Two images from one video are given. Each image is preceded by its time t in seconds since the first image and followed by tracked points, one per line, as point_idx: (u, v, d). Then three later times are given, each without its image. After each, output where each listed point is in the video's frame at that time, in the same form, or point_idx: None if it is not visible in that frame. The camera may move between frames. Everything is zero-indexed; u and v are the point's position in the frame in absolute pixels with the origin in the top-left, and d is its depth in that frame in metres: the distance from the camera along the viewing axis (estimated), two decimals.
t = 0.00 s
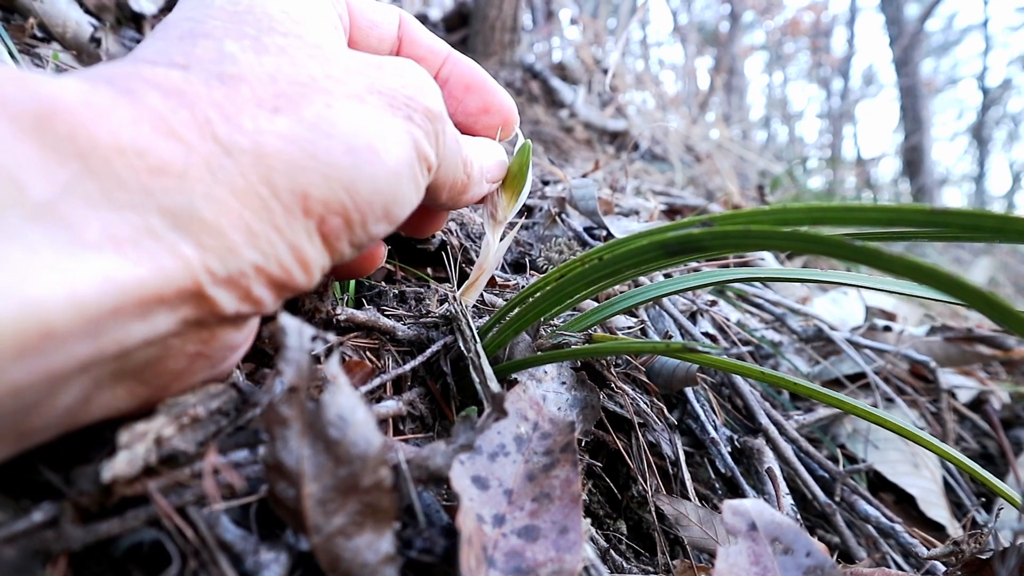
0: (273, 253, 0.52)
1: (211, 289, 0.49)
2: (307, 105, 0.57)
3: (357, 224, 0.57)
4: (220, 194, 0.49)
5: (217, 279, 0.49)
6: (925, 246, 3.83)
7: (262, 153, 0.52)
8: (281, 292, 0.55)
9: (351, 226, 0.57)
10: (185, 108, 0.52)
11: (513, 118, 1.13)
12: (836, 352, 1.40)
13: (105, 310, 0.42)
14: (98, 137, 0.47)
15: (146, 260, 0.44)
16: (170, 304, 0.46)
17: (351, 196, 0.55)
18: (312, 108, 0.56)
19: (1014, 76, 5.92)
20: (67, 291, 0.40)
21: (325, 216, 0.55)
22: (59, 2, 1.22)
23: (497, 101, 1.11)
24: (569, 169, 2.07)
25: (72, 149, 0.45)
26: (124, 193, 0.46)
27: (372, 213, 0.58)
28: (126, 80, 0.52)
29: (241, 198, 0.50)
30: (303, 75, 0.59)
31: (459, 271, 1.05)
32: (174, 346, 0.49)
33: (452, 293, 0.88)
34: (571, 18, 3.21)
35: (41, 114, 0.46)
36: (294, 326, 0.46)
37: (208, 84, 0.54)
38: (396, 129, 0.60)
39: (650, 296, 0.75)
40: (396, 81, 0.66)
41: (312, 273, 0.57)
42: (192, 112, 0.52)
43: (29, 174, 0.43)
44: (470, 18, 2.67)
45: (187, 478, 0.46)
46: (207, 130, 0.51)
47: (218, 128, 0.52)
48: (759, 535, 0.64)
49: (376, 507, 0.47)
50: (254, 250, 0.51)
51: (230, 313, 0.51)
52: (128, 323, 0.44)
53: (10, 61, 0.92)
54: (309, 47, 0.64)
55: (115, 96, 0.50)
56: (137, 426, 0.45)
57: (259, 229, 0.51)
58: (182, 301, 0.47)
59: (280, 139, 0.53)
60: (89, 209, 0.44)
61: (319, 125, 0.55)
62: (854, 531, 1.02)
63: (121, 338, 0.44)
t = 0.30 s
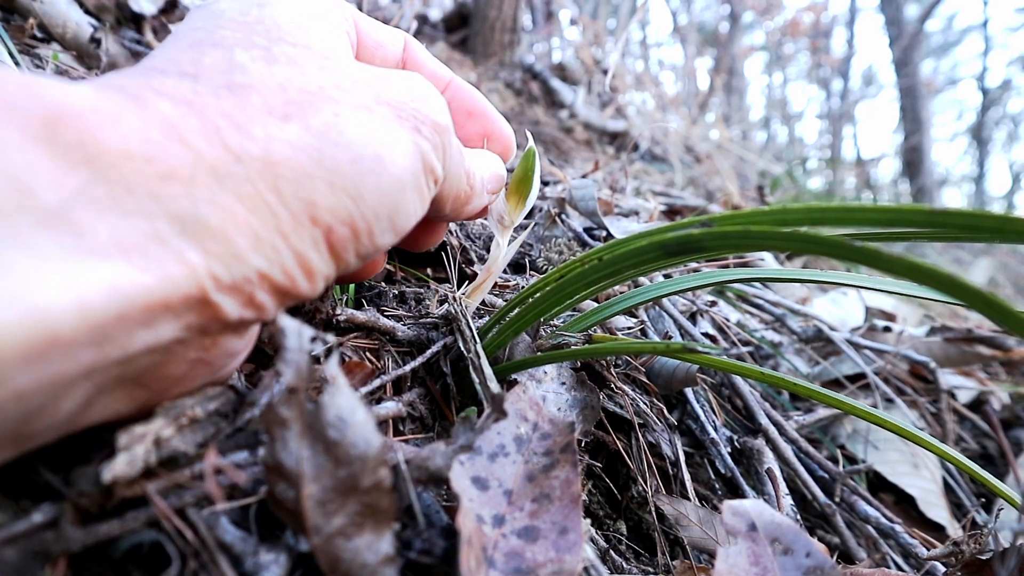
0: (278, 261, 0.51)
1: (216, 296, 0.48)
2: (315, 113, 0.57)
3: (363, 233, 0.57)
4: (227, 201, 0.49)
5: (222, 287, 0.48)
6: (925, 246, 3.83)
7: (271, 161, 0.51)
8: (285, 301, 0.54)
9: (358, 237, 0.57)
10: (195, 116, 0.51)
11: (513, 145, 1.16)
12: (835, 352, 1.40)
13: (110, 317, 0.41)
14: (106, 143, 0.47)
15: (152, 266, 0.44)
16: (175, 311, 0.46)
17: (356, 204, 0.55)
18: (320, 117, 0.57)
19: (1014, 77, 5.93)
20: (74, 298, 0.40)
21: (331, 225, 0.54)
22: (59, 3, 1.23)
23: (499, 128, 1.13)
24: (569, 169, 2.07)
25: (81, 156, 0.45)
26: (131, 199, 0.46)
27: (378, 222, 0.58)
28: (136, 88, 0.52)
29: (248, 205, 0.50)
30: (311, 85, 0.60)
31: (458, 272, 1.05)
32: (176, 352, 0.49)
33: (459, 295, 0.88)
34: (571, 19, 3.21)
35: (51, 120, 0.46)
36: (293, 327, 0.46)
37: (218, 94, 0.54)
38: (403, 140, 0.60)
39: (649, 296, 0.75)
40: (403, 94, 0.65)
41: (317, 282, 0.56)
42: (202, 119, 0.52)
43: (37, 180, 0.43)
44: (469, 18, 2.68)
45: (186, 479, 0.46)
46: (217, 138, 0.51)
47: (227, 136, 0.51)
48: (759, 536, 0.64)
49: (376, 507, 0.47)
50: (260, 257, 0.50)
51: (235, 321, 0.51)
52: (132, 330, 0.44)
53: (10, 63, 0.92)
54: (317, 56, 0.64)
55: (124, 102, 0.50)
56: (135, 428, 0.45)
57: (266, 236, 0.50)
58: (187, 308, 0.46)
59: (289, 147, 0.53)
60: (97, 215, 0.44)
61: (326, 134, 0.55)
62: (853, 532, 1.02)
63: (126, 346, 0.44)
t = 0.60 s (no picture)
0: (281, 268, 0.51)
1: (218, 303, 0.48)
2: (322, 117, 0.56)
3: (366, 240, 0.56)
4: (231, 208, 0.49)
5: (224, 294, 0.48)
6: (925, 246, 3.83)
7: (276, 168, 0.51)
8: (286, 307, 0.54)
9: (362, 244, 0.56)
10: (202, 122, 0.51)
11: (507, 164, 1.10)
12: (835, 353, 1.40)
13: (114, 324, 0.41)
14: (113, 149, 0.46)
15: (155, 274, 0.44)
16: (177, 318, 0.46)
17: (359, 211, 0.55)
18: (327, 123, 0.56)
19: (1013, 77, 5.94)
20: (78, 306, 0.40)
21: (335, 232, 0.54)
22: (59, 3, 1.23)
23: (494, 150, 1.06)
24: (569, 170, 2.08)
25: (88, 161, 0.45)
26: (138, 206, 0.45)
27: (382, 228, 0.57)
28: (142, 94, 0.51)
29: (251, 211, 0.49)
30: (319, 90, 0.59)
31: (458, 272, 1.05)
32: (176, 357, 0.49)
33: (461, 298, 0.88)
34: (571, 19, 3.21)
35: (59, 125, 0.45)
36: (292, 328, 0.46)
37: (224, 101, 0.53)
38: (410, 144, 0.60)
39: (649, 296, 0.75)
40: (410, 98, 0.65)
41: (319, 288, 0.55)
42: (209, 125, 0.51)
43: (44, 187, 0.43)
44: (469, 19, 2.68)
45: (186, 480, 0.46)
46: (223, 144, 0.50)
47: (233, 143, 0.51)
48: (759, 536, 0.64)
49: (376, 508, 0.47)
50: (262, 264, 0.50)
51: (236, 326, 0.51)
52: (134, 337, 0.44)
53: (11, 64, 0.92)
54: (325, 62, 0.63)
55: (132, 107, 0.49)
56: (132, 430, 0.45)
57: (269, 243, 0.50)
58: (189, 315, 0.46)
59: (294, 152, 0.52)
60: (103, 224, 0.44)
61: (332, 139, 0.55)
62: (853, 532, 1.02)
63: (129, 355, 0.44)
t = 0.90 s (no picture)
0: (282, 280, 0.51)
1: (218, 310, 0.48)
2: (332, 133, 0.57)
3: (369, 256, 0.57)
4: (235, 217, 0.49)
5: (224, 301, 0.48)
6: (925, 246, 3.83)
7: (283, 181, 0.51)
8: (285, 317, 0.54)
9: (364, 259, 0.57)
10: (212, 130, 0.51)
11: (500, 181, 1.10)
12: (835, 353, 1.40)
13: (116, 328, 0.41)
14: (118, 152, 0.45)
15: (157, 279, 0.44)
16: (177, 323, 0.46)
17: (363, 227, 0.55)
18: (337, 137, 0.57)
19: (1014, 77, 5.95)
20: (80, 309, 0.39)
21: (337, 246, 0.54)
22: (59, 3, 1.24)
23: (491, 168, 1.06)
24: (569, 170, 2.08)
25: (93, 165, 0.44)
26: (142, 213, 0.45)
27: (385, 245, 0.57)
28: (152, 99, 0.51)
29: (254, 221, 0.49)
30: (332, 105, 0.59)
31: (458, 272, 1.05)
32: (173, 362, 0.49)
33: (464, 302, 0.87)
34: (571, 19, 3.21)
35: (64, 128, 0.44)
36: (291, 329, 0.46)
37: (237, 112, 0.54)
38: (418, 161, 0.60)
39: (650, 296, 0.75)
40: (423, 119, 0.65)
41: (318, 303, 0.56)
42: (220, 135, 0.51)
43: (47, 191, 0.42)
44: (469, 19, 2.68)
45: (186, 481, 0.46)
46: (230, 153, 0.51)
47: (241, 153, 0.51)
48: (758, 536, 0.64)
49: (377, 508, 0.47)
50: (262, 274, 0.50)
51: (234, 334, 0.51)
52: (135, 342, 0.43)
53: (11, 65, 0.92)
54: (339, 78, 0.64)
55: (140, 112, 0.49)
56: (132, 430, 0.45)
57: (271, 254, 0.50)
58: (189, 320, 0.46)
59: (302, 166, 0.53)
60: (106, 228, 0.43)
61: (339, 155, 0.55)
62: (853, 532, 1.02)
63: (127, 356, 0.44)
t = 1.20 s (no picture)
0: (289, 286, 0.51)
1: (222, 313, 0.48)
2: (343, 145, 0.56)
3: (377, 265, 0.56)
4: (242, 222, 0.48)
5: (228, 304, 0.48)
6: (925, 246, 3.84)
7: (291, 189, 0.51)
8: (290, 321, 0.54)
9: (372, 268, 0.56)
10: (222, 137, 0.51)
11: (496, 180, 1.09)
12: (835, 354, 1.40)
13: (117, 329, 0.41)
14: (121, 154, 0.46)
15: (161, 281, 0.44)
16: (179, 324, 0.46)
17: (374, 238, 0.54)
18: (348, 149, 0.56)
19: (1013, 78, 5.95)
20: (80, 310, 0.39)
21: (346, 256, 0.53)
22: (59, 3, 1.24)
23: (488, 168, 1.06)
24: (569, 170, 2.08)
25: (96, 167, 0.45)
26: (144, 215, 0.45)
27: (394, 255, 0.57)
28: (160, 103, 0.51)
29: (262, 227, 0.49)
30: (342, 116, 0.58)
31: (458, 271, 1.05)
32: (174, 363, 0.49)
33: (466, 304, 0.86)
34: (571, 19, 3.21)
35: (68, 132, 0.45)
36: (290, 329, 0.46)
37: (248, 116, 0.53)
38: (418, 170, 0.59)
39: (651, 296, 0.75)
40: (430, 132, 0.65)
41: (323, 308, 0.56)
42: (230, 143, 0.51)
43: (51, 193, 0.42)
44: (469, 19, 2.68)
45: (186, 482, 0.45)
46: (241, 162, 0.50)
47: (252, 162, 0.51)
48: (758, 536, 0.63)
49: (377, 508, 0.47)
50: (269, 279, 0.50)
51: (238, 336, 0.51)
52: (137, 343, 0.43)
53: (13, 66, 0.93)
54: (351, 91, 0.63)
55: (146, 117, 0.49)
56: (133, 430, 0.44)
57: (279, 260, 0.50)
58: (191, 321, 0.46)
59: (311, 176, 0.52)
60: (110, 230, 0.43)
61: (349, 167, 0.54)
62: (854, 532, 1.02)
63: (129, 357, 0.44)
